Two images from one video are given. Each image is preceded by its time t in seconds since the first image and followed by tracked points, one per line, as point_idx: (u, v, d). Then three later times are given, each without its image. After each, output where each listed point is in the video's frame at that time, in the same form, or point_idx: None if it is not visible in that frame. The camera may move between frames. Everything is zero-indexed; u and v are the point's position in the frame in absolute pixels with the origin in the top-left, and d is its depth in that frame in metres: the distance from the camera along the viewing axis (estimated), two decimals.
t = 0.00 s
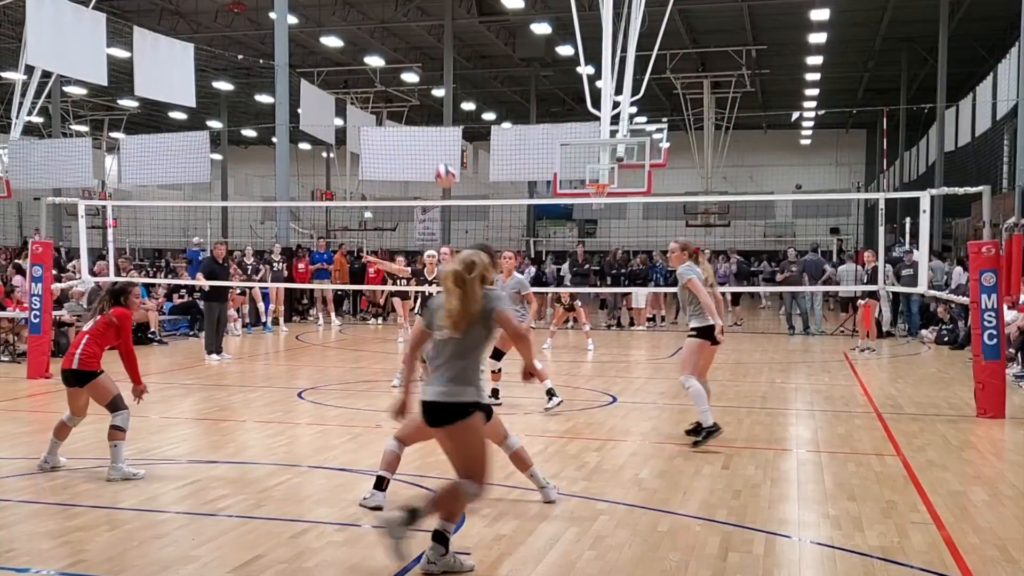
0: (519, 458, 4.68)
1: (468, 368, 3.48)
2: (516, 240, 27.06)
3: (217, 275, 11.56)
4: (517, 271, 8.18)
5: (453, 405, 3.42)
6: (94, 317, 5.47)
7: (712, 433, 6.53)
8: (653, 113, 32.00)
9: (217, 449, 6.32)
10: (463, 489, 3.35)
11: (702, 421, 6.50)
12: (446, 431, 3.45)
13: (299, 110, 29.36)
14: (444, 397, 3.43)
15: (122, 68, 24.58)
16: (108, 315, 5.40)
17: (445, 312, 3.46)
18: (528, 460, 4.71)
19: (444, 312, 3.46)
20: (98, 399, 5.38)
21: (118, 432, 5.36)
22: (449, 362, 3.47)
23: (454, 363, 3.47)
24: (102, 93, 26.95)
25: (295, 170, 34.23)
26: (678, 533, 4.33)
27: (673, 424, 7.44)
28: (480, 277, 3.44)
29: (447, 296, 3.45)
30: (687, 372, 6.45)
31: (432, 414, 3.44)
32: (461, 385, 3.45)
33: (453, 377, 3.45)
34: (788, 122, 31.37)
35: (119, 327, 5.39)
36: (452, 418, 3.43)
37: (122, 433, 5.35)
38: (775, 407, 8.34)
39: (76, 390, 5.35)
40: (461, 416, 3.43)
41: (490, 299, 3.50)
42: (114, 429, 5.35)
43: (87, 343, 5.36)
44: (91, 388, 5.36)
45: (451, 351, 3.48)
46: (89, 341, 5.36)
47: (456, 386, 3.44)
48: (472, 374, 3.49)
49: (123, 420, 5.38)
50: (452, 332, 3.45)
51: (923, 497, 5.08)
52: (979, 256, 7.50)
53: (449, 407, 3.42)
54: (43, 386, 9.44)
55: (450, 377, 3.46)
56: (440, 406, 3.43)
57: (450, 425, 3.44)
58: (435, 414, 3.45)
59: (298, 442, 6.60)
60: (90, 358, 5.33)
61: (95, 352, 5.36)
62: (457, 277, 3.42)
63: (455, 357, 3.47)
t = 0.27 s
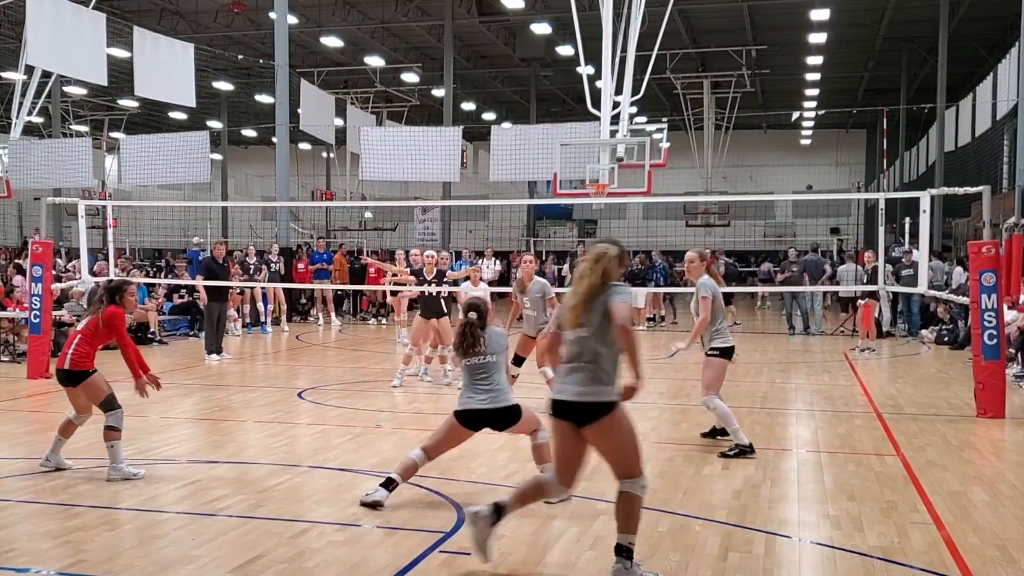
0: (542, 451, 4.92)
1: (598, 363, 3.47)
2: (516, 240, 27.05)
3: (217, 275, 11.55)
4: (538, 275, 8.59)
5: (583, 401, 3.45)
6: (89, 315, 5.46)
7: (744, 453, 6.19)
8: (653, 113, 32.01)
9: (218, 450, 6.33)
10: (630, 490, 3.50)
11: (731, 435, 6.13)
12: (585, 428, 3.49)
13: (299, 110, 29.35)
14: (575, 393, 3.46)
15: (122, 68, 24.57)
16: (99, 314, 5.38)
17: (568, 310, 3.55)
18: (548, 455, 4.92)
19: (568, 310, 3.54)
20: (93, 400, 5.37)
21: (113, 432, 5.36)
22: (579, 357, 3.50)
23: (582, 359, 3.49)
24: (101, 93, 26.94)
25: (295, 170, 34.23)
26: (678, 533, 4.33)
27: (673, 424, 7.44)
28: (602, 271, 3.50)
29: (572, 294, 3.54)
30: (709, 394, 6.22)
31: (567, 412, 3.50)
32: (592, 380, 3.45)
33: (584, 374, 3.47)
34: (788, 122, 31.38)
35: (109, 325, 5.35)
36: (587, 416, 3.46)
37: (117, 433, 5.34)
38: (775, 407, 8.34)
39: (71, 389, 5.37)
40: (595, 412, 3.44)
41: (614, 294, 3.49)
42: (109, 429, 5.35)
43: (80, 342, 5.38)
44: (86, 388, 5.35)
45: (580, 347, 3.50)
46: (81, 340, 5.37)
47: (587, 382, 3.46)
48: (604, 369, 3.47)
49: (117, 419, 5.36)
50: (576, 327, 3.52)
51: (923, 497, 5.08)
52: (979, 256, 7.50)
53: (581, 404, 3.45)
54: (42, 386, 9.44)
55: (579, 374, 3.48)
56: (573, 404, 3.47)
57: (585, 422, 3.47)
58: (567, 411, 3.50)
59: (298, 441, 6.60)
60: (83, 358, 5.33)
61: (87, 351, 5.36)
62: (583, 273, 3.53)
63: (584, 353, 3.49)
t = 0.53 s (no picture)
0: (559, 450, 4.82)
1: (719, 342, 3.62)
2: (516, 240, 27.03)
3: (217, 275, 11.53)
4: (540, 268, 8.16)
5: (704, 382, 3.58)
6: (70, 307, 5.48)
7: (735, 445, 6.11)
8: (653, 113, 32.01)
9: (217, 450, 6.33)
10: (700, 473, 3.61)
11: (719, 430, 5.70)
12: (695, 404, 3.63)
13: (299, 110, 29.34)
14: (701, 372, 3.58)
15: (122, 68, 24.57)
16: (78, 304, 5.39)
17: (698, 290, 3.57)
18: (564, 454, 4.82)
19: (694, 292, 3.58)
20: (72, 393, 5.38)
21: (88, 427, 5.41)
22: (701, 338, 3.61)
23: (704, 339, 3.61)
24: (102, 93, 26.94)
25: (295, 170, 34.24)
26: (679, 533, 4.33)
27: (674, 424, 7.44)
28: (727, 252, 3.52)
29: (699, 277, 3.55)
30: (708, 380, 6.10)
31: (684, 389, 3.63)
32: (715, 360, 3.59)
33: (705, 355, 3.59)
34: (788, 122, 31.38)
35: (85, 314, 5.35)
36: (709, 393, 3.58)
37: (91, 429, 5.41)
38: (775, 407, 8.34)
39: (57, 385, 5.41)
40: (714, 391, 3.59)
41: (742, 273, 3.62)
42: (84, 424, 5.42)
43: (65, 338, 5.42)
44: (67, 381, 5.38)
45: (703, 328, 3.61)
46: (66, 336, 5.42)
47: (710, 363, 3.59)
48: (726, 348, 3.63)
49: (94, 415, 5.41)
50: (704, 309, 3.57)
51: (923, 497, 5.08)
52: (979, 256, 7.49)
53: (702, 383, 3.59)
54: (42, 386, 9.44)
55: (701, 354, 3.61)
56: (693, 383, 3.60)
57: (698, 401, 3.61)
58: (685, 390, 3.64)
59: (298, 441, 6.60)
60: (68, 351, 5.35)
61: (72, 345, 5.41)
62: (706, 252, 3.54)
63: (706, 334, 3.61)
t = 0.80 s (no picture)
0: (554, 448, 4.81)
1: (836, 374, 3.52)
2: (516, 240, 27.02)
3: (217, 275, 11.53)
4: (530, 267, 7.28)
5: (822, 410, 3.50)
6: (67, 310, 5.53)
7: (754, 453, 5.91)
8: (653, 113, 32.02)
9: (217, 450, 6.33)
10: (832, 492, 3.49)
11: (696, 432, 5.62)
12: (815, 436, 3.56)
13: (299, 110, 29.35)
14: (817, 401, 3.50)
15: (122, 68, 24.59)
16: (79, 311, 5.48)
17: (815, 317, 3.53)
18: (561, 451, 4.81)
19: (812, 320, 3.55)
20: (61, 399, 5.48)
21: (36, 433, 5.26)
22: (818, 367, 3.53)
23: (821, 368, 3.53)
24: (102, 93, 26.95)
25: (296, 170, 34.26)
26: (679, 533, 4.33)
27: (673, 424, 7.43)
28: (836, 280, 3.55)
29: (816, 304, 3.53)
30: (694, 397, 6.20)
31: (805, 419, 3.53)
32: (832, 390, 3.50)
33: (824, 382, 3.50)
34: (788, 122, 31.39)
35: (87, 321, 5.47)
36: (829, 422, 3.51)
37: (37, 435, 5.24)
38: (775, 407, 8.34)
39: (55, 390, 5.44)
40: (836, 419, 3.50)
41: (851, 298, 3.57)
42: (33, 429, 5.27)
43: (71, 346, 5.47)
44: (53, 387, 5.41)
45: (821, 357, 3.54)
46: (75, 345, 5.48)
47: (826, 394, 3.50)
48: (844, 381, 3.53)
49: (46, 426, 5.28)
50: (821, 338, 3.52)
51: (923, 497, 5.08)
52: (979, 255, 7.49)
53: (819, 411, 3.50)
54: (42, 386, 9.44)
55: (816, 382, 3.52)
56: (812, 412, 3.51)
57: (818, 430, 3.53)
58: (801, 417, 3.55)
59: (298, 441, 6.61)
60: (73, 361, 5.46)
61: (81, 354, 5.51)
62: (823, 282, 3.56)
63: (824, 362, 3.53)
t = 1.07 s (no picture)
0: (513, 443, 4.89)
1: (942, 365, 3.67)
2: (516, 240, 27.00)
3: (216, 275, 11.54)
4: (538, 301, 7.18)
5: (938, 404, 3.66)
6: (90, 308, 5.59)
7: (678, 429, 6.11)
8: (653, 113, 32.04)
9: (216, 450, 6.33)
10: (991, 480, 3.76)
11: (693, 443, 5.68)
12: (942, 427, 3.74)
13: (299, 110, 29.37)
14: (933, 395, 3.66)
15: (122, 68, 24.62)
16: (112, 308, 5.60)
17: (912, 316, 3.66)
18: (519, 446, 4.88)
19: (910, 318, 3.68)
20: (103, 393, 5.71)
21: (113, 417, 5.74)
22: (925, 361, 3.67)
23: (928, 363, 3.67)
24: (102, 93, 26.97)
25: (296, 170, 34.28)
26: (679, 533, 4.33)
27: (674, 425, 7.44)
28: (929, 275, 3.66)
29: (909, 302, 3.67)
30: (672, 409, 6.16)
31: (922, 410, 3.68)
32: (940, 382, 3.66)
33: (936, 375, 3.66)
34: (788, 122, 31.40)
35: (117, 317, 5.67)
36: (950, 414, 3.69)
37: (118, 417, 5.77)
38: (776, 407, 8.33)
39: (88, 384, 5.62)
40: (952, 412, 3.68)
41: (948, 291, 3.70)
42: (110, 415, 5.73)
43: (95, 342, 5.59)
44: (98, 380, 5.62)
45: (926, 352, 3.67)
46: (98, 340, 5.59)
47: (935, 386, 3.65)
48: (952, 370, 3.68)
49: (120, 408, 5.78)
50: (924, 335, 3.66)
51: (923, 497, 5.08)
52: (979, 256, 7.49)
53: (930, 405, 3.68)
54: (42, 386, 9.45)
55: (926, 377, 3.67)
56: (926, 406, 3.68)
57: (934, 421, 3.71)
58: (916, 412, 3.70)
59: (298, 442, 6.60)
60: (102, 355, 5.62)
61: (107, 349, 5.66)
62: (915, 277, 3.67)
63: (933, 357, 3.66)
